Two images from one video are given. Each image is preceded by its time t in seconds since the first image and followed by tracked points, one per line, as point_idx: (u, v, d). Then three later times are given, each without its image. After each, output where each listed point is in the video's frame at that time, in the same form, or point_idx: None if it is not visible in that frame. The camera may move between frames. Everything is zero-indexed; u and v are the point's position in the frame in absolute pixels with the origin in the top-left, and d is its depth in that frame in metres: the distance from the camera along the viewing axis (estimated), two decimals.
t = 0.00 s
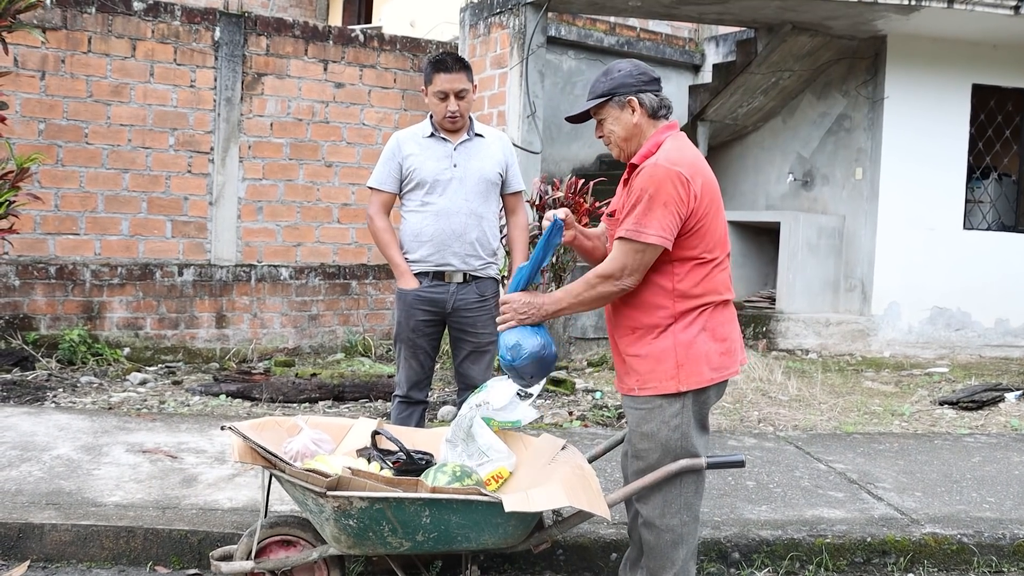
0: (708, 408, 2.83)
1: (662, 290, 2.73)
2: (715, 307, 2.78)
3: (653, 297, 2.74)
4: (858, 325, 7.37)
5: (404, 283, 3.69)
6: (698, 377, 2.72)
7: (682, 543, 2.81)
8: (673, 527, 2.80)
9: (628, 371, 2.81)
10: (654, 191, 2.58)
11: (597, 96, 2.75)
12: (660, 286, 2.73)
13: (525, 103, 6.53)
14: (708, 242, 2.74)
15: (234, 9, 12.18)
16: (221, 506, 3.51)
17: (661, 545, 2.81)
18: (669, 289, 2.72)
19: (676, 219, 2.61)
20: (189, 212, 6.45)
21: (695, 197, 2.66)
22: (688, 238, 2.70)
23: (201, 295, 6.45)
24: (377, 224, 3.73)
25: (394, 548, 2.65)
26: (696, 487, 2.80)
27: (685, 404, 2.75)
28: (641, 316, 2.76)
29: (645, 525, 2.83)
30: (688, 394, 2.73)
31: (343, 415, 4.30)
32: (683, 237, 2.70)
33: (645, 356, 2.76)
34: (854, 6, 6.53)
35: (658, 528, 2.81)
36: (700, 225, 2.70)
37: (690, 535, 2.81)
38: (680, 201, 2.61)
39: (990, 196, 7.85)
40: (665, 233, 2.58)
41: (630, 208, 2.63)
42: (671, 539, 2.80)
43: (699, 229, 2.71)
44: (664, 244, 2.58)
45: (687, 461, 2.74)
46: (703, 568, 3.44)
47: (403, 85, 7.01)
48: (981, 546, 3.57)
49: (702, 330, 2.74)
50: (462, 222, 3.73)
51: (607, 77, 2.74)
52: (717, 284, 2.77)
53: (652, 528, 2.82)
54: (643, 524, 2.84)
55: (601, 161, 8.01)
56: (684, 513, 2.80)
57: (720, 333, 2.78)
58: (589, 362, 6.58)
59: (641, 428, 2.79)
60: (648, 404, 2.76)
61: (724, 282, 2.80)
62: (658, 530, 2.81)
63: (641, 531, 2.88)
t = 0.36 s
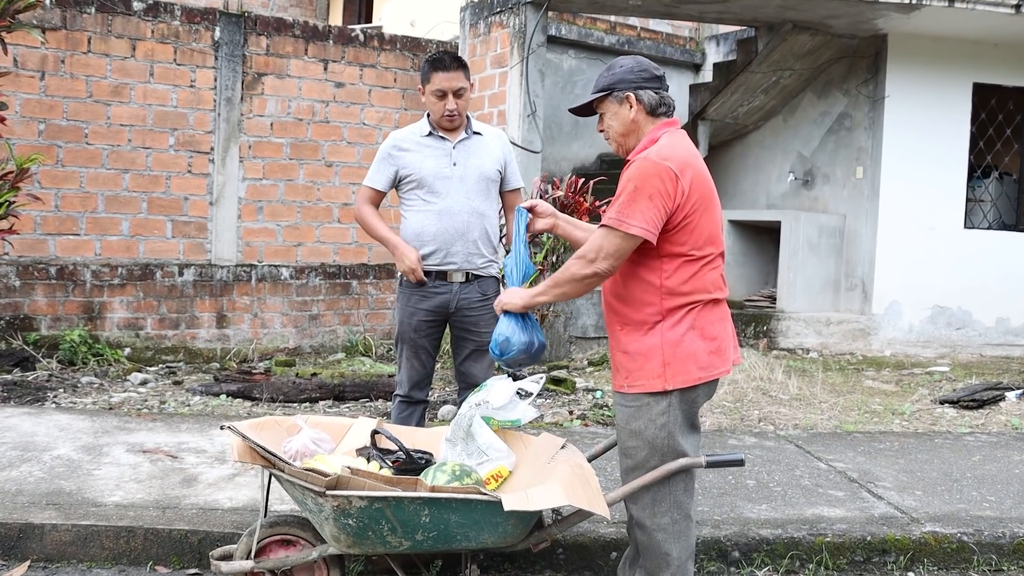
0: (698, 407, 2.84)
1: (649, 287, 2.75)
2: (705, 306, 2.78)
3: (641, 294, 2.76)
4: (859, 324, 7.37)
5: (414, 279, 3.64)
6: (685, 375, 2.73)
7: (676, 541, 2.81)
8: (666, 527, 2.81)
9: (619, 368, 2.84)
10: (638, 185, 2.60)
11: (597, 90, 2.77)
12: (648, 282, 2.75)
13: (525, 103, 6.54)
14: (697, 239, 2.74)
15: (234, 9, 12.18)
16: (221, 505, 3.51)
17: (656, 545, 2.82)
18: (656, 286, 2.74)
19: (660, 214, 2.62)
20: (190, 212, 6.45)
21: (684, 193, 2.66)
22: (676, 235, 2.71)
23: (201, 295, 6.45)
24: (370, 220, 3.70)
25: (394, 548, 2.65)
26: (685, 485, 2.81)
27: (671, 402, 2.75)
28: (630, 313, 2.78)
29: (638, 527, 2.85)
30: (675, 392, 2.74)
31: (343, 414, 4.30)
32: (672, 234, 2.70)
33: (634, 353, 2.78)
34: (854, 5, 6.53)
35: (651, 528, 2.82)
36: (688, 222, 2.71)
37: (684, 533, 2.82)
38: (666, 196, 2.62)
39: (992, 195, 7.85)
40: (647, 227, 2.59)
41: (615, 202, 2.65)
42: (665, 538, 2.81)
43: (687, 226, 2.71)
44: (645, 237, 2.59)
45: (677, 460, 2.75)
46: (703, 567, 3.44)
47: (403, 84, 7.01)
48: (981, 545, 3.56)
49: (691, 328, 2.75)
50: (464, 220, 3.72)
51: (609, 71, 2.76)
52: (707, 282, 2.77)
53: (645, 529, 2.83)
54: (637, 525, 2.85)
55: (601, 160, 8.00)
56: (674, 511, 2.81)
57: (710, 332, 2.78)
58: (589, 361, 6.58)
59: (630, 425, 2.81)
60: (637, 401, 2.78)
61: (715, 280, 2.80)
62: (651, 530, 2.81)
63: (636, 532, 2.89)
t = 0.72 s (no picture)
0: (691, 404, 2.84)
1: (639, 279, 2.76)
2: (696, 300, 2.78)
3: (632, 287, 2.77)
4: (859, 320, 7.37)
5: (431, 273, 3.42)
6: (675, 369, 2.73)
7: (671, 535, 2.82)
8: (661, 522, 2.81)
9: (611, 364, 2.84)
10: (626, 171, 2.63)
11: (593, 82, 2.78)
12: (639, 274, 2.76)
13: (524, 99, 6.53)
14: (688, 231, 2.74)
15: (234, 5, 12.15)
16: (220, 502, 3.51)
17: (652, 540, 2.82)
18: (646, 279, 2.75)
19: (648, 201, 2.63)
20: (189, 209, 6.44)
21: (673, 183, 2.67)
22: (665, 226, 2.71)
23: (201, 292, 6.45)
24: (385, 217, 3.58)
25: (393, 544, 2.65)
26: (679, 480, 2.81)
27: (663, 397, 2.75)
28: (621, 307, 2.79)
29: (633, 524, 2.85)
30: (666, 387, 2.74)
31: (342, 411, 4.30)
32: (662, 225, 2.71)
33: (626, 348, 2.78)
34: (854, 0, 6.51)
35: (646, 524, 2.82)
36: (678, 213, 2.71)
37: (679, 528, 2.82)
38: (653, 182, 2.63)
39: (991, 191, 7.85)
40: (634, 212, 2.60)
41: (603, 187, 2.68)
42: (660, 533, 2.81)
43: (678, 219, 2.72)
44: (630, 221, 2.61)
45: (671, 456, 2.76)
46: (702, 563, 3.44)
47: (403, 81, 7.00)
48: (980, 540, 3.56)
49: (682, 322, 2.74)
50: (463, 216, 3.72)
51: (608, 66, 2.78)
52: (699, 277, 2.77)
53: (640, 525, 2.83)
54: (632, 522, 2.86)
55: (601, 156, 7.99)
56: (669, 507, 2.81)
57: (701, 327, 2.77)
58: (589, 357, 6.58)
59: (623, 420, 2.82)
60: (630, 397, 2.79)
61: (706, 273, 2.79)
62: (646, 527, 2.82)
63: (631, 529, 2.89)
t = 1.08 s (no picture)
0: (690, 397, 2.84)
1: (637, 270, 2.76)
2: (695, 293, 2.78)
3: (630, 279, 2.77)
4: (858, 315, 7.37)
5: (438, 264, 3.41)
6: (674, 361, 2.73)
7: (669, 529, 2.82)
8: (659, 516, 2.82)
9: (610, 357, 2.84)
10: (623, 158, 2.64)
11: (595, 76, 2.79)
12: (637, 266, 2.76)
13: (523, 94, 6.53)
14: (685, 223, 2.74)
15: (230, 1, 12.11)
16: (219, 498, 3.51)
17: (650, 534, 2.83)
18: (644, 271, 2.75)
19: (644, 189, 2.65)
20: (188, 205, 6.44)
21: (671, 173, 2.68)
22: (663, 217, 2.72)
23: (200, 288, 6.44)
24: (388, 212, 3.58)
25: (392, 539, 2.65)
26: (677, 474, 2.82)
27: (662, 391, 2.76)
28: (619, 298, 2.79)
29: (632, 518, 2.86)
30: (664, 379, 2.74)
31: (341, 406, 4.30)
32: (660, 216, 2.72)
33: (624, 341, 2.78)
34: None
35: (644, 518, 2.83)
36: (676, 204, 2.72)
37: (677, 521, 2.83)
38: (650, 170, 2.65)
39: (991, 185, 7.84)
40: (628, 199, 2.62)
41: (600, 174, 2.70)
42: (658, 527, 2.82)
43: (676, 210, 2.72)
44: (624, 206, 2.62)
45: (670, 450, 2.76)
46: (702, 557, 3.45)
47: (401, 76, 6.99)
48: (979, 534, 3.57)
49: (680, 315, 2.74)
50: (462, 210, 3.72)
51: (613, 60, 2.79)
52: (698, 269, 2.77)
53: (638, 519, 2.84)
54: (630, 515, 2.86)
55: (600, 151, 7.99)
56: (667, 501, 2.82)
57: (699, 320, 2.77)
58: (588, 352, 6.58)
59: (622, 414, 2.82)
60: (629, 390, 2.79)
61: (705, 266, 2.80)
62: (644, 520, 2.83)
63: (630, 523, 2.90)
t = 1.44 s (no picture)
0: (689, 392, 2.84)
1: (634, 265, 2.76)
2: (692, 288, 2.77)
3: (627, 273, 2.77)
4: (858, 311, 7.37)
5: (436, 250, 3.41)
6: (670, 356, 2.73)
7: (667, 524, 2.82)
8: (656, 511, 2.82)
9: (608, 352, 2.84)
10: (618, 154, 2.66)
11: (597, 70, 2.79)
12: (633, 260, 2.76)
13: (523, 90, 6.53)
14: (682, 218, 2.74)
15: None
16: (220, 493, 3.52)
17: (648, 530, 2.83)
18: (640, 265, 2.75)
19: (639, 185, 2.66)
20: (188, 200, 6.44)
21: (666, 169, 2.68)
22: (659, 212, 2.72)
23: (200, 283, 6.44)
24: (389, 204, 3.60)
25: (392, 534, 2.65)
26: (674, 469, 2.82)
27: (659, 385, 2.76)
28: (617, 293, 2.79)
29: (630, 514, 2.86)
30: (662, 374, 2.74)
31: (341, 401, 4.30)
32: (656, 211, 2.72)
33: (621, 336, 2.78)
34: None
35: (642, 514, 2.83)
36: (672, 200, 2.71)
37: (675, 516, 2.83)
38: (644, 167, 2.65)
39: (991, 181, 7.84)
40: (623, 195, 2.63)
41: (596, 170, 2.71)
42: (656, 522, 2.82)
43: (672, 204, 2.72)
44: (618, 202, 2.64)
45: (668, 445, 2.76)
46: (702, 553, 3.45)
47: (401, 71, 6.98)
48: (979, 530, 3.57)
49: (677, 309, 2.74)
50: (464, 205, 3.71)
51: (617, 55, 2.80)
52: (694, 265, 2.76)
53: (636, 515, 2.84)
54: (628, 511, 2.87)
55: (600, 147, 7.98)
56: (664, 496, 2.82)
57: (697, 315, 2.77)
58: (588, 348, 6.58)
59: (620, 409, 2.82)
60: (627, 385, 2.79)
61: (702, 260, 2.79)
62: (642, 516, 2.83)
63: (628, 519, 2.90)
